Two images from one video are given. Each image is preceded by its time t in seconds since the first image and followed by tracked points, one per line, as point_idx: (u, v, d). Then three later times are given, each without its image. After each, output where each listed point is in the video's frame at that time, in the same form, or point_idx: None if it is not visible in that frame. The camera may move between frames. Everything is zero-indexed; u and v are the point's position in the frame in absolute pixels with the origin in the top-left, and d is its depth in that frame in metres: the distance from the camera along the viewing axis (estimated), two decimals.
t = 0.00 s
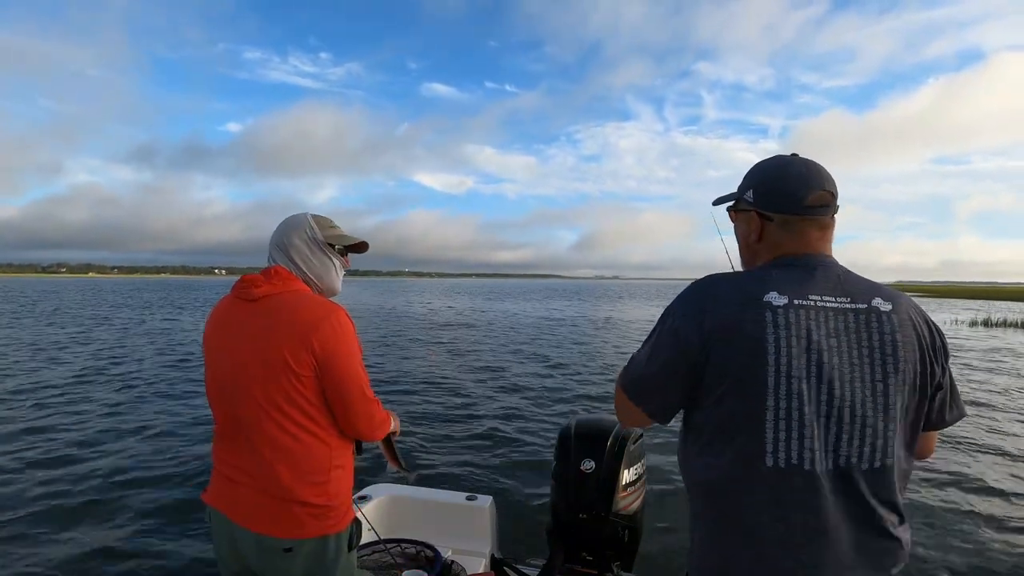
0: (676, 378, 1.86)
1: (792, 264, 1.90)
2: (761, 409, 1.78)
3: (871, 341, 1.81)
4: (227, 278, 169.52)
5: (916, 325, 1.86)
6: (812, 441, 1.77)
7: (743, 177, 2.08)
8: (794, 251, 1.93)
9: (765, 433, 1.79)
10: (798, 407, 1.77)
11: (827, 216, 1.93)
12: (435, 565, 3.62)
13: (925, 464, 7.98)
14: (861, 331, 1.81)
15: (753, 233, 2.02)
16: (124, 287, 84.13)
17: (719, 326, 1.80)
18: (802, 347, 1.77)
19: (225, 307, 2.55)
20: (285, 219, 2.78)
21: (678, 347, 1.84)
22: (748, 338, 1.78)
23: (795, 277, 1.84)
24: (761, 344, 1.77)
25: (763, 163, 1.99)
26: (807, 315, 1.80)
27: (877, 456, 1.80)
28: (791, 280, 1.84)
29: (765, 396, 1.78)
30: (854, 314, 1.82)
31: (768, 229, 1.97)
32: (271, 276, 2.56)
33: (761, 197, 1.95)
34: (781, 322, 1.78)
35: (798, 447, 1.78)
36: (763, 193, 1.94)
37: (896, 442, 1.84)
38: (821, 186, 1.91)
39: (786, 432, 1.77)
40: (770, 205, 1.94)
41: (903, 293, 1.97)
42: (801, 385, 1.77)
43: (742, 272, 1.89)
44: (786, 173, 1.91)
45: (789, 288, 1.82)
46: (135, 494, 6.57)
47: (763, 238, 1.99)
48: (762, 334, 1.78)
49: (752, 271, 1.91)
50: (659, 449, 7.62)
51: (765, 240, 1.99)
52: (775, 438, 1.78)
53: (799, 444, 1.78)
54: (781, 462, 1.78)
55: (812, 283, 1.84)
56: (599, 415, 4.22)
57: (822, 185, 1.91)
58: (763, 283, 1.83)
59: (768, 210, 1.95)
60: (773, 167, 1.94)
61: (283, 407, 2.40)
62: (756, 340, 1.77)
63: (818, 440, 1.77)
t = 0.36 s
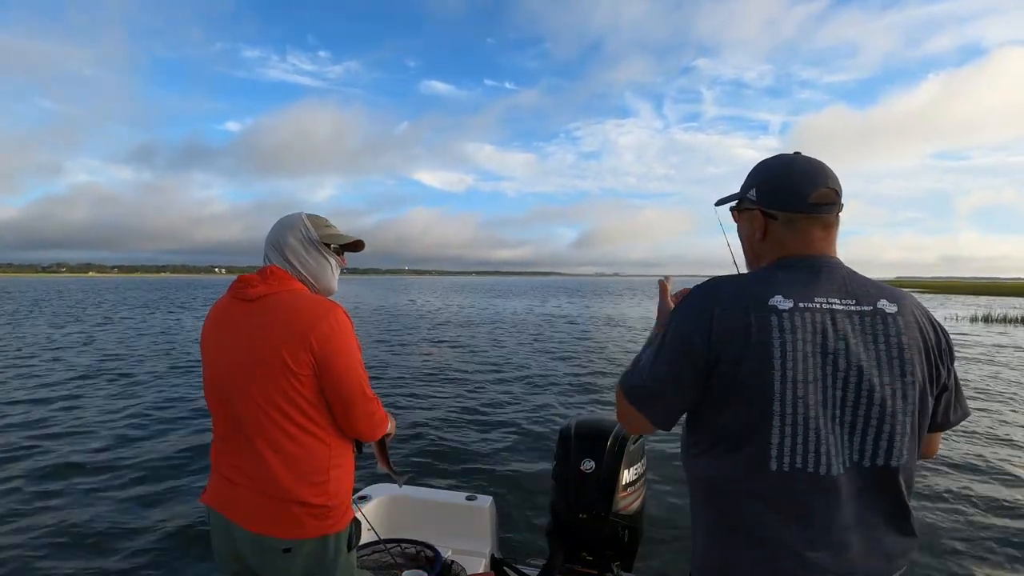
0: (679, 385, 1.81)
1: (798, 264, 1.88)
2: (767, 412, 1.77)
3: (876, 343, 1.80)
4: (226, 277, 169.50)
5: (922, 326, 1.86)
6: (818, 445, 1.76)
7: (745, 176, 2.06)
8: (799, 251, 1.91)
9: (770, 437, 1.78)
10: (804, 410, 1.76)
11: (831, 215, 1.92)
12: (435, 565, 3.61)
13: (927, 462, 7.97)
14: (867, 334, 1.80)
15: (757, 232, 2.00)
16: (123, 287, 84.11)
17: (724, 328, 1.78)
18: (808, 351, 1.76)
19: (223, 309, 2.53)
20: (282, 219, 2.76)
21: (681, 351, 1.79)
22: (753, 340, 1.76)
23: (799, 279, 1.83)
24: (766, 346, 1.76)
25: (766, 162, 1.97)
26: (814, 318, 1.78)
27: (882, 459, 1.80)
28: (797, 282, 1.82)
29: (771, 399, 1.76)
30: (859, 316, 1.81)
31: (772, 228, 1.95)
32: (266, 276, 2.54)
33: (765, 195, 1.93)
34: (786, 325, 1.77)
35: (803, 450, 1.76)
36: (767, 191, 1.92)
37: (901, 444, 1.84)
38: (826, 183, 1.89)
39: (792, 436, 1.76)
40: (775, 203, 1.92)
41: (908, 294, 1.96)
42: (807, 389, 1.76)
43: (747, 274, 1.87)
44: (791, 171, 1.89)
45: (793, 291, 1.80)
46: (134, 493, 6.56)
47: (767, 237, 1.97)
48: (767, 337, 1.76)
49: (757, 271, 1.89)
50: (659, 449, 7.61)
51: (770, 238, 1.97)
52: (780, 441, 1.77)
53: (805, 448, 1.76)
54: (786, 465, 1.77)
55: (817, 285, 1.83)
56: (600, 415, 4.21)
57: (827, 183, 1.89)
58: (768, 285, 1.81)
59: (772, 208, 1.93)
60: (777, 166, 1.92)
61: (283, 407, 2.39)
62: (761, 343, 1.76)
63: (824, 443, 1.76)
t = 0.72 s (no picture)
0: (692, 384, 1.81)
1: (834, 260, 1.90)
2: (779, 410, 1.78)
3: (888, 343, 1.81)
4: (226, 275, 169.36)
5: (930, 327, 1.87)
6: (828, 442, 1.78)
7: (765, 170, 2.03)
8: (832, 248, 1.93)
9: (780, 435, 1.79)
10: (815, 409, 1.77)
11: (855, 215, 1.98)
12: (435, 565, 3.62)
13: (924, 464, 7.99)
14: (879, 333, 1.81)
15: (785, 226, 1.97)
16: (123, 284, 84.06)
17: (736, 329, 1.78)
18: (822, 348, 1.76)
19: (230, 308, 2.53)
20: (288, 219, 2.77)
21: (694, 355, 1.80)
22: (766, 340, 1.77)
23: (812, 279, 1.84)
24: (780, 345, 1.76)
25: (797, 156, 1.95)
26: (827, 316, 1.79)
27: (891, 457, 1.81)
28: (810, 282, 1.83)
29: (783, 398, 1.77)
30: (873, 315, 1.82)
31: (806, 223, 1.94)
32: (272, 276, 2.56)
33: (801, 189, 1.92)
34: (800, 324, 1.78)
35: (813, 448, 1.78)
36: (806, 186, 1.91)
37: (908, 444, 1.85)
38: (852, 185, 1.95)
39: (802, 434, 1.77)
40: (812, 198, 1.91)
41: (916, 295, 1.98)
42: (820, 387, 1.76)
43: (759, 274, 1.87)
44: (826, 168, 1.91)
45: (806, 290, 1.81)
46: (134, 492, 6.57)
47: (799, 232, 1.95)
48: (781, 337, 1.77)
49: (788, 269, 1.87)
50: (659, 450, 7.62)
51: (802, 234, 1.95)
52: (790, 439, 1.78)
53: (814, 445, 1.78)
54: (796, 463, 1.78)
55: (829, 285, 1.84)
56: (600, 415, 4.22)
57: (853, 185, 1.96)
58: (781, 285, 1.82)
59: (807, 203, 1.92)
60: (810, 161, 1.92)
61: (289, 406, 2.40)
62: (775, 341, 1.76)
63: (833, 441, 1.78)
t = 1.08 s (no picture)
0: (706, 385, 1.80)
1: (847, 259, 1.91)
2: (793, 408, 1.78)
3: (898, 342, 1.82)
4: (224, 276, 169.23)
5: (936, 327, 1.90)
6: (840, 441, 1.78)
7: (773, 171, 2.04)
8: (841, 248, 1.94)
9: (793, 433, 1.79)
10: (830, 407, 1.76)
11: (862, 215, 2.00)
12: (435, 565, 3.61)
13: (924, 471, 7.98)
14: (891, 332, 1.82)
15: (796, 226, 1.98)
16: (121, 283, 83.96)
17: (749, 329, 1.78)
18: (836, 347, 1.77)
19: (238, 308, 2.54)
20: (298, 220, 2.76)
21: (708, 358, 1.79)
22: (779, 340, 1.76)
23: (825, 278, 1.85)
24: (795, 343, 1.76)
25: (805, 157, 1.97)
26: (841, 315, 1.80)
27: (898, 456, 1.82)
28: (822, 281, 1.84)
29: (797, 397, 1.77)
30: (883, 315, 1.83)
31: (817, 222, 1.95)
32: (280, 275, 2.57)
33: (813, 188, 1.93)
34: (817, 322, 1.78)
35: (826, 447, 1.78)
36: (815, 185, 1.93)
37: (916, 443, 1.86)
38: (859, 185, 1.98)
39: (815, 432, 1.77)
40: (822, 197, 1.93)
41: (920, 296, 2.01)
42: (834, 385, 1.76)
43: (772, 274, 1.87)
44: (835, 167, 1.94)
45: (820, 290, 1.82)
46: (132, 490, 6.57)
47: (808, 232, 1.96)
48: (798, 334, 1.77)
49: (801, 268, 1.88)
50: (658, 453, 7.62)
51: (812, 234, 1.96)
52: (802, 438, 1.78)
53: (827, 444, 1.78)
54: (808, 462, 1.78)
55: (841, 285, 1.85)
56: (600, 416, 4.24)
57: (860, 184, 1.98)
58: (795, 285, 1.82)
59: (820, 202, 1.94)
60: (821, 161, 1.94)
61: (292, 406, 2.41)
62: (790, 341, 1.76)
63: (845, 440, 1.78)
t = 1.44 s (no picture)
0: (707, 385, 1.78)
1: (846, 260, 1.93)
2: (793, 409, 1.79)
3: (898, 344, 1.83)
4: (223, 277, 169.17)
5: (936, 328, 1.91)
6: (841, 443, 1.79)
7: (772, 172, 2.05)
8: (840, 247, 1.95)
9: (792, 435, 1.80)
10: (829, 409, 1.78)
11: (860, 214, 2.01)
12: (435, 565, 3.61)
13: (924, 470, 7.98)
14: (891, 334, 1.83)
15: (796, 227, 1.99)
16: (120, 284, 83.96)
17: (747, 330, 1.78)
18: (836, 349, 1.78)
19: (238, 308, 2.55)
20: (298, 220, 2.77)
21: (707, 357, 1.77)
22: (777, 342, 1.77)
23: (825, 280, 1.86)
24: (795, 344, 1.78)
25: (803, 157, 1.98)
26: (840, 317, 1.81)
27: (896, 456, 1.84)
28: (822, 282, 1.85)
29: (796, 399, 1.78)
30: (884, 316, 1.84)
31: (816, 221, 1.96)
32: (281, 275, 2.57)
33: (813, 189, 1.94)
34: (815, 324, 1.79)
35: (824, 449, 1.79)
36: (814, 185, 1.94)
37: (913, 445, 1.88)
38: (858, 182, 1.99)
39: (814, 435, 1.78)
40: (821, 196, 1.94)
41: (920, 298, 2.02)
42: (833, 388, 1.78)
43: (772, 275, 1.88)
44: (834, 166, 1.95)
45: (820, 292, 1.83)
46: (132, 490, 6.58)
47: (808, 232, 1.97)
48: (797, 336, 1.78)
49: (802, 270, 1.89)
50: (658, 453, 7.63)
51: (811, 234, 1.97)
52: (802, 441, 1.79)
53: (826, 446, 1.79)
54: (807, 465, 1.79)
55: (842, 286, 1.86)
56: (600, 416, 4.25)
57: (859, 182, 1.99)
58: (795, 287, 1.83)
59: (819, 203, 1.95)
60: (820, 162, 1.95)
61: (291, 406, 2.41)
62: (789, 343, 1.77)
63: (843, 442, 1.79)
